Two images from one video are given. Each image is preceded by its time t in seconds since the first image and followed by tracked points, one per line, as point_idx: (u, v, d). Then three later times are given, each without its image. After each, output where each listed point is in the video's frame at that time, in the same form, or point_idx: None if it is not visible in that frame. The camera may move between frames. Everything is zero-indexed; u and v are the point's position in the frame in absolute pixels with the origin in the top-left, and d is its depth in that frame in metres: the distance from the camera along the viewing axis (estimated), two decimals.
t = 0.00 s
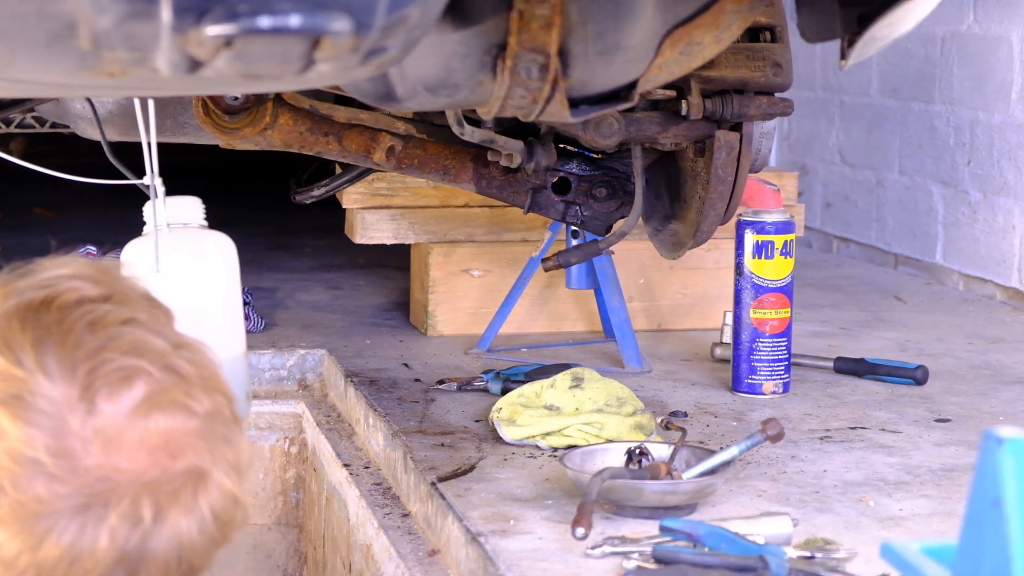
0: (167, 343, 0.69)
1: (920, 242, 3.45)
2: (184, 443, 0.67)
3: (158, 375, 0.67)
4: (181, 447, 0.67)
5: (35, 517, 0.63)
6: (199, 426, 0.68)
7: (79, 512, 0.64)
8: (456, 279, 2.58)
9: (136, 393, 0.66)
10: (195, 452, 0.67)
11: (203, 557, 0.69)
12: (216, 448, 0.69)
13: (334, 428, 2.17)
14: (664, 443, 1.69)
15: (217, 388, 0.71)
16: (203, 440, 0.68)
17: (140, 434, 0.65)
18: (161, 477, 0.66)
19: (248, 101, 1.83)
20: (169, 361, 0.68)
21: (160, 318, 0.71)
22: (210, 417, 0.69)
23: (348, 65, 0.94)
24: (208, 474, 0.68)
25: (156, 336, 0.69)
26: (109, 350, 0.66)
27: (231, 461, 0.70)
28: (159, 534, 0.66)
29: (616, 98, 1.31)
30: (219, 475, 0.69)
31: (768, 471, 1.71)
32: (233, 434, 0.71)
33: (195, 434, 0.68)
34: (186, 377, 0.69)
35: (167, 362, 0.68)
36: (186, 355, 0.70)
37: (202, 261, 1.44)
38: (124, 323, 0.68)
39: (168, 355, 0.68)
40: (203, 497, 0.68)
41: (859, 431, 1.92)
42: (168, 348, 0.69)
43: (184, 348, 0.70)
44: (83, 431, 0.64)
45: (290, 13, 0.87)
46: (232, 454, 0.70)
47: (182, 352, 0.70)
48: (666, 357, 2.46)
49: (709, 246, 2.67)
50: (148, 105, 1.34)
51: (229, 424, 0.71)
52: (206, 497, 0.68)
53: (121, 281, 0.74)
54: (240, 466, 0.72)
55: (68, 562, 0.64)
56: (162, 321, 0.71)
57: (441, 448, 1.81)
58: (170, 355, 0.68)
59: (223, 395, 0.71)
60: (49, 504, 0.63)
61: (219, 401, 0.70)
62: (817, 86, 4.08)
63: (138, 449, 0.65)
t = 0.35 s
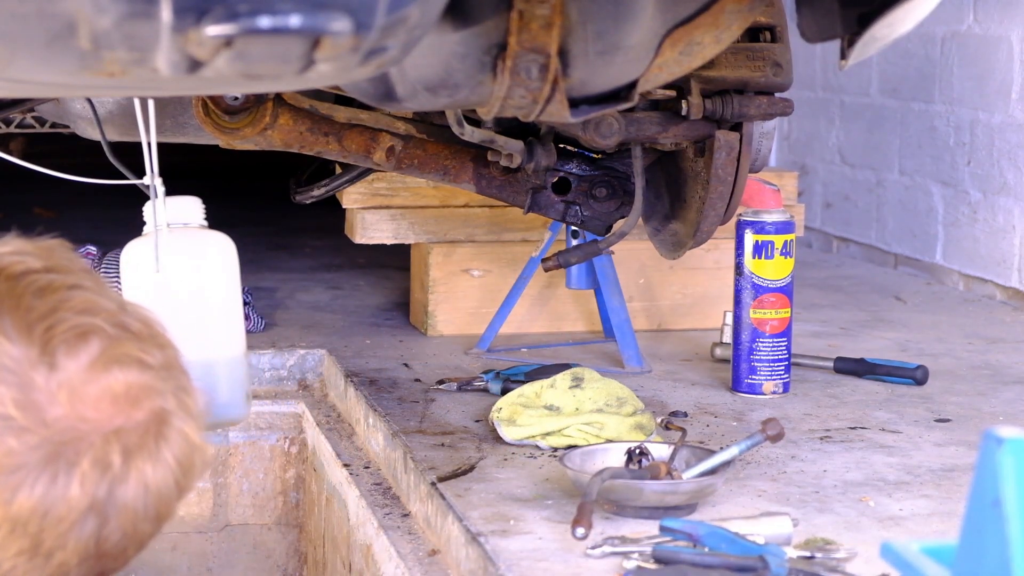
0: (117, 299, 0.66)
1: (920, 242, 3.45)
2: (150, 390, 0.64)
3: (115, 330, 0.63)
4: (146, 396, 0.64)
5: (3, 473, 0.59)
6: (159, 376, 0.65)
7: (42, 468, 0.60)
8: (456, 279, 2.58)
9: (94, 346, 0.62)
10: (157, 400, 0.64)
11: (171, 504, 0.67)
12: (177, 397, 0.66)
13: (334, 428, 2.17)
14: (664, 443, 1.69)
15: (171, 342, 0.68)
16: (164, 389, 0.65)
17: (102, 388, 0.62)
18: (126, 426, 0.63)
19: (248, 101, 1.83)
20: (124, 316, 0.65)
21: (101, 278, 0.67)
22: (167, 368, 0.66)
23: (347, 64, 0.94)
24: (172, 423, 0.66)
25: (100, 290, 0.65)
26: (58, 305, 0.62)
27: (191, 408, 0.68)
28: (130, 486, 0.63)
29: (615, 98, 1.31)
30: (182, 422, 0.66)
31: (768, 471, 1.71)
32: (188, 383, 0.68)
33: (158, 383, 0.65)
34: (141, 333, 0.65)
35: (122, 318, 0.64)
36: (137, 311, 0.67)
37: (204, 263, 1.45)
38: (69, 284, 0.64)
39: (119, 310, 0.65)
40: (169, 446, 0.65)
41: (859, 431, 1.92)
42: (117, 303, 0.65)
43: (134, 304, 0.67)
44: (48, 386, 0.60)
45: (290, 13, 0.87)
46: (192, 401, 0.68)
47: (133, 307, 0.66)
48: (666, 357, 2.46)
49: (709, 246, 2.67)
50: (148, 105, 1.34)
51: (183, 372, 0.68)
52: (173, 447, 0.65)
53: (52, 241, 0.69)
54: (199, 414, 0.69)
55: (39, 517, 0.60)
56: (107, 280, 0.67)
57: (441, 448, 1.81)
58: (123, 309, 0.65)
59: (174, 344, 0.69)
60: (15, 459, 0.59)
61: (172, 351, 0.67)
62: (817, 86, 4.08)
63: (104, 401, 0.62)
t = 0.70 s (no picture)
0: (44, 321, 0.71)
1: (919, 242, 3.45)
2: (22, 412, 0.67)
3: (17, 348, 0.69)
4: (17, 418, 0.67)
5: None
6: (40, 400, 0.68)
7: None
8: (456, 279, 2.58)
9: None
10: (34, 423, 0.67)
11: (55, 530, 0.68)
12: (58, 421, 0.68)
13: (333, 428, 2.17)
14: (664, 443, 1.69)
15: (84, 368, 0.70)
16: (43, 411, 0.68)
17: None
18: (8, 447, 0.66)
19: (247, 101, 1.83)
20: (35, 339, 0.69)
21: (55, 301, 0.73)
22: (57, 390, 0.69)
23: (347, 65, 0.94)
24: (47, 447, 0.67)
25: (37, 313, 0.71)
26: None
27: (83, 433, 0.69)
28: None
29: (616, 98, 1.30)
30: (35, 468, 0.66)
31: (768, 471, 1.71)
32: (89, 410, 0.70)
33: (36, 408, 0.68)
34: (42, 352, 0.69)
35: (30, 341, 0.69)
36: (59, 335, 0.71)
37: (205, 262, 1.45)
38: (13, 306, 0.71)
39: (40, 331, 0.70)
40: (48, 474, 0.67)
41: (859, 431, 1.92)
42: (43, 326, 0.70)
43: (62, 328, 0.71)
44: None
45: (290, 13, 0.87)
46: (82, 429, 0.69)
47: (55, 332, 0.71)
48: (666, 357, 2.46)
49: (709, 246, 2.67)
50: (148, 104, 1.34)
51: (69, 420, 0.69)
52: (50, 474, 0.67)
53: (64, 266, 0.77)
54: (101, 444, 0.70)
55: None
56: (61, 303, 0.73)
57: (441, 448, 1.81)
58: (39, 332, 0.70)
59: (89, 371, 0.70)
60: None
61: (63, 398, 0.69)
62: (817, 86, 4.08)
63: None
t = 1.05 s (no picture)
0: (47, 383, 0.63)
1: (920, 242, 3.45)
2: None
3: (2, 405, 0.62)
4: None
5: None
6: None
7: None
8: (456, 279, 2.58)
9: None
10: None
11: None
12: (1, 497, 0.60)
13: (334, 428, 2.17)
14: (664, 443, 1.69)
15: (58, 442, 0.62)
16: None
17: None
18: None
19: (248, 101, 1.84)
20: (24, 402, 0.62)
21: (78, 366, 0.65)
22: (14, 462, 0.61)
23: (347, 64, 0.94)
24: None
25: (52, 373, 0.64)
26: None
27: (25, 517, 0.61)
28: None
29: (616, 98, 1.30)
30: None
31: (768, 471, 1.71)
32: (43, 492, 0.61)
33: None
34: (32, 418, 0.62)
35: (20, 402, 0.62)
36: (56, 402, 0.63)
37: (205, 262, 1.45)
38: (36, 361, 0.65)
39: (38, 390, 0.63)
40: None
41: (859, 431, 1.92)
42: (50, 389, 0.63)
43: (66, 396, 0.63)
44: None
45: (290, 13, 0.87)
46: (23, 512, 0.61)
47: (54, 396, 0.63)
48: (666, 357, 2.46)
49: (708, 246, 2.67)
50: (148, 105, 1.34)
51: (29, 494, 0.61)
52: None
53: (130, 335, 0.70)
54: (43, 533, 0.62)
55: None
56: (86, 372, 0.65)
57: (441, 448, 1.81)
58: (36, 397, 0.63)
59: (60, 452, 0.62)
60: None
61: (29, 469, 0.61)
62: (817, 86, 4.08)
63: None
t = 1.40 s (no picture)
0: (85, 407, 0.59)
1: (920, 242, 3.45)
2: (9, 507, 0.56)
3: (42, 429, 0.58)
4: (3, 510, 0.56)
5: None
6: (36, 496, 0.56)
7: None
8: (456, 279, 2.58)
9: (9, 436, 0.57)
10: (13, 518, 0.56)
11: None
12: (46, 526, 0.56)
13: (334, 428, 2.17)
14: (664, 443, 1.69)
15: (100, 467, 0.58)
16: (32, 511, 0.56)
17: None
18: None
19: (248, 101, 1.84)
20: (64, 426, 0.58)
21: (115, 387, 0.61)
22: (57, 489, 0.57)
23: (347, 65, 0.94)
24: (24, 554, 0.56)
25: (89, 395, 0.60)
26: (31, 388, 0.59)
27: (71, 545, 0.57)
28: None
29: (616, 98, 1.30)
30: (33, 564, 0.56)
31: (768, 471, 1.71)
32: (88, 519, 0.58)
33: (28, 503, 0.56)
34: (66, 441, 0.58)
35: (60, 426, 0.58)
36: (96, 426, 0.59)
37: (204, 261, 1.46)
38: (70, 384, 0.60)
39: (74, 415, 0.59)
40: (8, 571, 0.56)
41: (859, 431, 1.92)
42: (88, 412, 0.59)
43: (105, 419, 0.59)
44: None
45: (290, 13, 0.87)
46: (71, 540, 0.57)
47: (94, 420, 0.59)
48: (666, 356, 2.46)
49: (709, 245, 2.67)
50: (148, 105, 1.34)
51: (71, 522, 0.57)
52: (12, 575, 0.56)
53: (165, 349, 0.66)
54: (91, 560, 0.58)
55: None
56: (123, 393, 0.61)
57: (441, 448, 1.81)
58: (77, 420, 0.59)
59: (104, 477, 0.58)
60: None
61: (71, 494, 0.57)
62: (817, 86, 4.08)
63: None
